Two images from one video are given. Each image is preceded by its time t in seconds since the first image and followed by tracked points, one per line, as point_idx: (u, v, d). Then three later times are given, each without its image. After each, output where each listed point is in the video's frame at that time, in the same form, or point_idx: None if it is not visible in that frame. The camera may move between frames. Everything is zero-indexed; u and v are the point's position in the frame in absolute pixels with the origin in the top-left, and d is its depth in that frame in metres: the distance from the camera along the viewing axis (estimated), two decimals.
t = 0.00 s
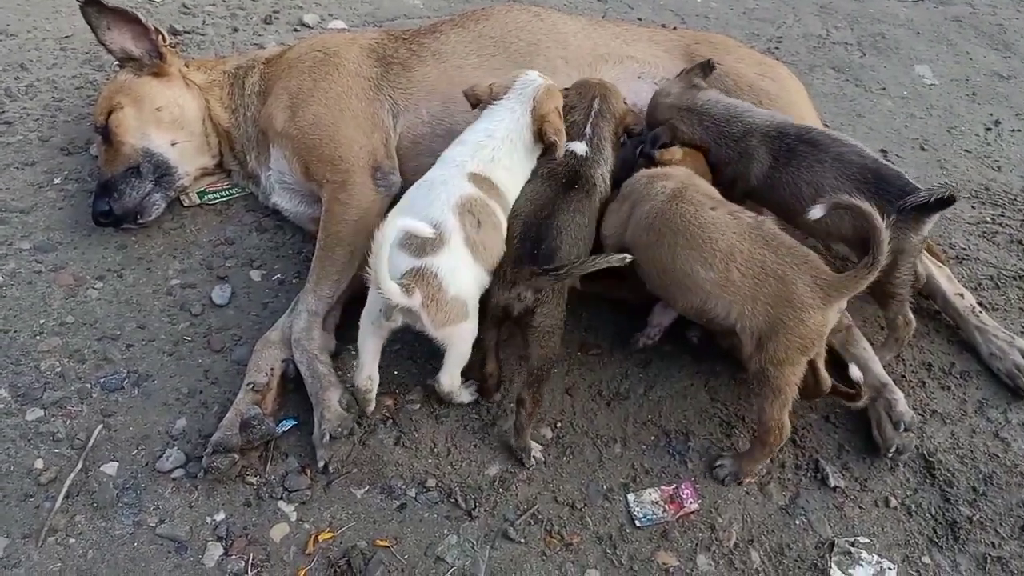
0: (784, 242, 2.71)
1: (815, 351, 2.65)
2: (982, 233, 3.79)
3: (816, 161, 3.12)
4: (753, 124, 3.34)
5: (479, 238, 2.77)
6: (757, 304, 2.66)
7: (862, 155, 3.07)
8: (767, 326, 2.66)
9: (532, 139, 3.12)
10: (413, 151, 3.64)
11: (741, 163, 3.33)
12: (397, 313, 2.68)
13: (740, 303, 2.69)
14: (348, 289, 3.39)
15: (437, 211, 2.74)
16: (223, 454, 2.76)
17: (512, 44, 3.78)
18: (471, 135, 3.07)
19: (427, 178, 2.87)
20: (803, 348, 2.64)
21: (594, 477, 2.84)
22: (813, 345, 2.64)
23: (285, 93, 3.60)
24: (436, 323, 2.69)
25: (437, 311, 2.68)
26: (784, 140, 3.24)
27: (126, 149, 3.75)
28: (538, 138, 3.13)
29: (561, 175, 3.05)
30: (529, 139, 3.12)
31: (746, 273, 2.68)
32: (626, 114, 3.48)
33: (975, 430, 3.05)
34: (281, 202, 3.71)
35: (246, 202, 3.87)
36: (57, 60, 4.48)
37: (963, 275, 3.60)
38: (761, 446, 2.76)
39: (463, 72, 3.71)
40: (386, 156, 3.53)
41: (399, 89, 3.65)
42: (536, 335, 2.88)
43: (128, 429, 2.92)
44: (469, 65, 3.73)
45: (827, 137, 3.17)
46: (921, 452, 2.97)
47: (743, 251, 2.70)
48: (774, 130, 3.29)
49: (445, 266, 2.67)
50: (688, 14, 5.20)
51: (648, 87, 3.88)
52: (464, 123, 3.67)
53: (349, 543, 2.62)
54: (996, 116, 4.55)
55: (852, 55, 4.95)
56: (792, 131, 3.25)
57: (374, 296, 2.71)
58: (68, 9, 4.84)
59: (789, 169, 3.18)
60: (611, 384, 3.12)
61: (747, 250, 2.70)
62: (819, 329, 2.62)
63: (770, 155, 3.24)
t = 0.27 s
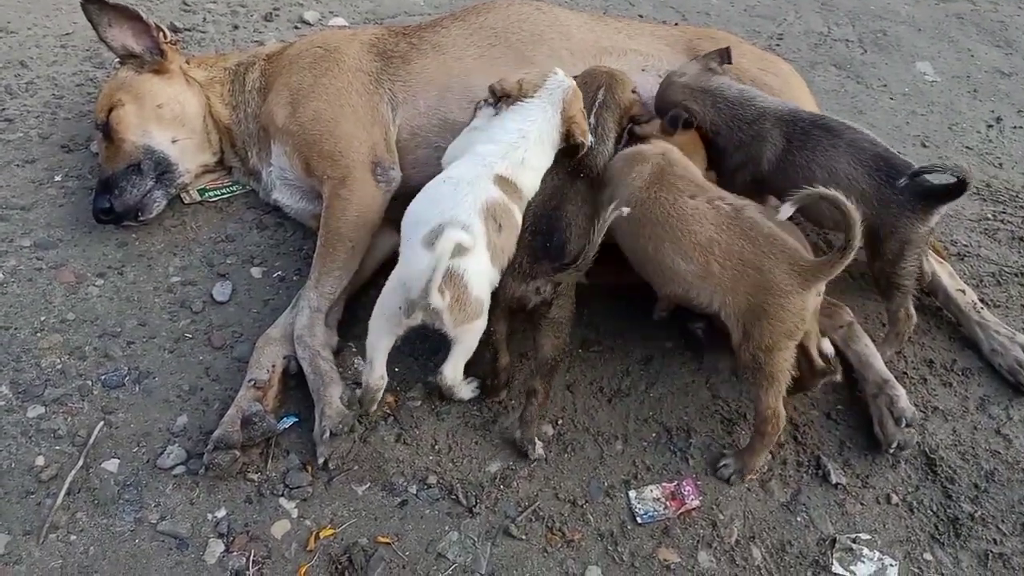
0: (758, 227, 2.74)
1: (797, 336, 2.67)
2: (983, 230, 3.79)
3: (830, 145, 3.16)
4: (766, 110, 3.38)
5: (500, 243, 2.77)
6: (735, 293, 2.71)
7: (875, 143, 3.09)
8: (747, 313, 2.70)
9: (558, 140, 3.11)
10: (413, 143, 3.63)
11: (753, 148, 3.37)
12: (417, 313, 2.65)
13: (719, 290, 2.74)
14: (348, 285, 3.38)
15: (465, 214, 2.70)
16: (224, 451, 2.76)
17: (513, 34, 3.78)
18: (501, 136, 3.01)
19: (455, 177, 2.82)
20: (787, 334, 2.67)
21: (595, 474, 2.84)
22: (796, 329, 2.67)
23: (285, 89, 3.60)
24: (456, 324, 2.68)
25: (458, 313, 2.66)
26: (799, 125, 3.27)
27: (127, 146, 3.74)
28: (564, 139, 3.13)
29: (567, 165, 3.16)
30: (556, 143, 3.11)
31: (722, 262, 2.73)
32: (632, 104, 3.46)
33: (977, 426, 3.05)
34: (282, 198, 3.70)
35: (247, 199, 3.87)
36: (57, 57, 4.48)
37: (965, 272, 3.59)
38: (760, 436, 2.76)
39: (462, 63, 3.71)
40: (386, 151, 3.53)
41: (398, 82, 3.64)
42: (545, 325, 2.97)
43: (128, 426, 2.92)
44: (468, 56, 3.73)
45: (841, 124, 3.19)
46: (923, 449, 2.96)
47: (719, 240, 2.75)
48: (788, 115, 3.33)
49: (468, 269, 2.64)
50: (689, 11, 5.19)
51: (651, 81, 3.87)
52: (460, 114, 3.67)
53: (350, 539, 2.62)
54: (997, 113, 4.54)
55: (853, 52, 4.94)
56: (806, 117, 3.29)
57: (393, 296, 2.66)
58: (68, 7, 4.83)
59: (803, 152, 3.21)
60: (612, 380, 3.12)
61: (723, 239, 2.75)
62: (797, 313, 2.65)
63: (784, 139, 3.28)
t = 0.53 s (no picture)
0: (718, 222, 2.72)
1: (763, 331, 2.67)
2: (986, 228, 3.78)
3: (825, 150, 3.13)
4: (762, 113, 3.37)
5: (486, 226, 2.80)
6: (698, 288, 2.71)
7: (871, 146, 3.05)
8: (710, 310, 2.71)
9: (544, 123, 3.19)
10: (412, 136, 3.64)
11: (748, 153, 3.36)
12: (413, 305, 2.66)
13: (683, 288, 2.74)
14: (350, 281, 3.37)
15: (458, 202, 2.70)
16: (227, 447, 2.76)
17: (515, 28, 3.79)
18: (483, 118, 3.05)
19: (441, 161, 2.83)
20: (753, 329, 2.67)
21: (597, 471, 2.84)
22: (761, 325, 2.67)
23: (287, 85, 3.60)
24: (451, 310, 2.68)
25: (453, 300, 2.67)
26: (793, 130, 3.26)
27: (130, 143, 3.74)
28: (551, 122, 3.22)
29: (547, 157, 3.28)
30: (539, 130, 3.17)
31: (683, 259, 2.72)
32: (625, 101, 3.47)
33: (979, 424, 3.05)
34: (284, 195, 3.71)
35: (249, 196, 3.87)
36: (60, 54, 4.48)
37: (967, 269, 3.59)
38: (754, 433, 2.77)
39: (462, 56, 3.72)
40: (386, 146, 3.53)
41: (399, 76, 3.65)
42: (521, 314, 3.05)
43: (131, 422, 2.92)
44: (468, 50, 3.73)
45: (836, 128, 3.18)
46: (925, 447, 2.96)
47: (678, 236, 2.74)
48: (783, 119, 3.31)
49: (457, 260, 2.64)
50: (692, 8, 5.18)
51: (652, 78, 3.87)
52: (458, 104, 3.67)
53: (352, 536, 2.62)
54: (1000, 111, 4.53)
55: (856, 50, 4.93)
56: (801, 121, 3.27)
57: (389, 289, 2.66)
58: (70, 4, 4.84)
59: (797, 159, 3.20)
60: (614, 377, 3.12)
61: (683, 237, 2.74)
62: (756, 310, 2.66)
63: (780, 145, 3.27)
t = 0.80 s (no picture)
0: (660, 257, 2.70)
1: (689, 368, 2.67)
2: (991, 224, 3.77)
3: (834, 144, 3.15)
4: (770, 108, 3.40)
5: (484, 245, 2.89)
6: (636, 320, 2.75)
7: (880, 141, 3.08)
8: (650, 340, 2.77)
9: (550, 135, 3.19)
10: (419, 138, 3.64)
11: (756, 147, 3.38)
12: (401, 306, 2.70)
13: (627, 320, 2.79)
14: (355, 280, 3.37)
15: (455, 208, 2.82)
16: (232, 444, 2.77)
17: (522, 32, 3.79)
18: (489, 134, 3.06)
19: (444, 171, 2.91)
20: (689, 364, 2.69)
21: (602, 468, 2.84)
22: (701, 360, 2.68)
23: (291, 84, 3.60)
24: (439, 319, 2.71)
25: (440, 305, 2.70)
26: (802, 124, 3.28)
27: (134, 142, 3.76)
28: (556, 134, 3.20)
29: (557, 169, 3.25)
30: (547, 137, 3.18)
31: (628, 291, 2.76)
32: (630, 109, 3.47)
33: (985, 421, 3.04)
34: (288, 193, 3.71)
35: (253, 194, 3.87)
36: (64, 53, 4.49)
37: (973, 266, 3.58)
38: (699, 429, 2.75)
39: (470, 59, 3.72)
40: (391, 147, 3.54)
41: (404, 77, 3.66)
42: (503, 330, 2.93)
43: (137, 420, 2.92)
44: (477, 53, 3.73)
45: (846, 121, 3.19)
46: (930, 444, 2.96)
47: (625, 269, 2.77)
48: (791, 113, 3.33)
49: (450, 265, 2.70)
50: (695, 5, 5.17)
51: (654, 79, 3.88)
52: (469, 107, 3.68)
53: (358, 533, 2.62)
54: (1006, 107, 4.52)
55: (860, 46, 4.92)
56: (810, 115, 3.29)
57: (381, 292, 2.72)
58: (74, 3, 4.84)
59: (805, 151, 3.22)
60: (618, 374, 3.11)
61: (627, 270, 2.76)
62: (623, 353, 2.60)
63: (788, 138, 3.29)
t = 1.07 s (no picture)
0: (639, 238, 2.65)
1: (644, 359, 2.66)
2: (993, 220, 3.77)
3: (846, 128, 3.15)
4: (780, 94, 3.40)
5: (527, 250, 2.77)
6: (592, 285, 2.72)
7: (891, 129, 3.09)
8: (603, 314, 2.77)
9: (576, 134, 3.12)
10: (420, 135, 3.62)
11: (764, 133, 3.38)
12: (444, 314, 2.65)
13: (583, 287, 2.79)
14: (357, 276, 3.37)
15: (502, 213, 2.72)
16: (234, 441, 2.77)
17: (522, 22, 3.78)
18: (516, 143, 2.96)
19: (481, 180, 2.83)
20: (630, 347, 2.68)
21: (604, 464, 2.84)
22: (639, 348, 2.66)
23: (292, 81, 3.60)
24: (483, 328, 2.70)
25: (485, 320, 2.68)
26: (813, 108, 3.28)
27: (135, 139, 3.76)
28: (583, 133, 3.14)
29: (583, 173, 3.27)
30: (571, 137, 3.08)
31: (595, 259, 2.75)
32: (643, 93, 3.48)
33: (986, 417, 3.04)
34: (289, 189, 3.71)
35: (254, 190, 3.87)
36: (65, 50, 4.49)
37: (975, 262, 3.58)
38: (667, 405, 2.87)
39: (470, 52, 3.71)
40: (393, 142, 3.53)
41: (405, 71, 3.65)
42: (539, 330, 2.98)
43: (138, 417, 2.93)
44: (477, 46, 3.73)
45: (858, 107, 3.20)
46: (932, 440, 2.95)
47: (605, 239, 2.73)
48: (803, 99, 3.34)
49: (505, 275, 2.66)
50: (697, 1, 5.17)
51: (656, 70, 3.87)
52: (470, 104, 3.67)
53: (359, 529, 2.62)
54: (1008, 102, 4.51)
55: (862, 42, 4.91)
56: (822, 101, 3.29)
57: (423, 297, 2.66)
58: None
59: (816, 134, 3.22)
60: (620, 370, 3.12)
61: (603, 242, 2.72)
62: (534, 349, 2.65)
63: (799, 122, 3.29)
